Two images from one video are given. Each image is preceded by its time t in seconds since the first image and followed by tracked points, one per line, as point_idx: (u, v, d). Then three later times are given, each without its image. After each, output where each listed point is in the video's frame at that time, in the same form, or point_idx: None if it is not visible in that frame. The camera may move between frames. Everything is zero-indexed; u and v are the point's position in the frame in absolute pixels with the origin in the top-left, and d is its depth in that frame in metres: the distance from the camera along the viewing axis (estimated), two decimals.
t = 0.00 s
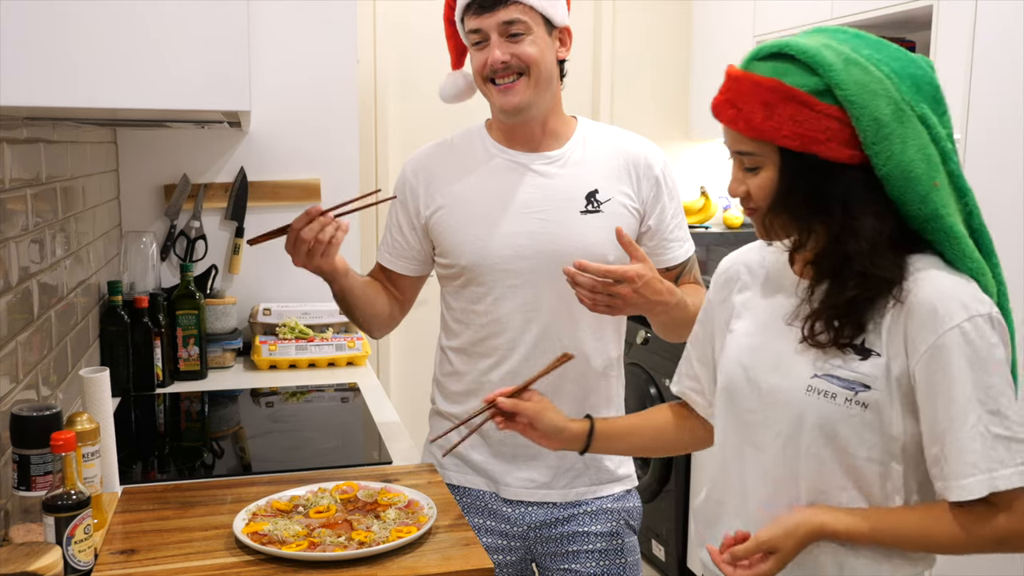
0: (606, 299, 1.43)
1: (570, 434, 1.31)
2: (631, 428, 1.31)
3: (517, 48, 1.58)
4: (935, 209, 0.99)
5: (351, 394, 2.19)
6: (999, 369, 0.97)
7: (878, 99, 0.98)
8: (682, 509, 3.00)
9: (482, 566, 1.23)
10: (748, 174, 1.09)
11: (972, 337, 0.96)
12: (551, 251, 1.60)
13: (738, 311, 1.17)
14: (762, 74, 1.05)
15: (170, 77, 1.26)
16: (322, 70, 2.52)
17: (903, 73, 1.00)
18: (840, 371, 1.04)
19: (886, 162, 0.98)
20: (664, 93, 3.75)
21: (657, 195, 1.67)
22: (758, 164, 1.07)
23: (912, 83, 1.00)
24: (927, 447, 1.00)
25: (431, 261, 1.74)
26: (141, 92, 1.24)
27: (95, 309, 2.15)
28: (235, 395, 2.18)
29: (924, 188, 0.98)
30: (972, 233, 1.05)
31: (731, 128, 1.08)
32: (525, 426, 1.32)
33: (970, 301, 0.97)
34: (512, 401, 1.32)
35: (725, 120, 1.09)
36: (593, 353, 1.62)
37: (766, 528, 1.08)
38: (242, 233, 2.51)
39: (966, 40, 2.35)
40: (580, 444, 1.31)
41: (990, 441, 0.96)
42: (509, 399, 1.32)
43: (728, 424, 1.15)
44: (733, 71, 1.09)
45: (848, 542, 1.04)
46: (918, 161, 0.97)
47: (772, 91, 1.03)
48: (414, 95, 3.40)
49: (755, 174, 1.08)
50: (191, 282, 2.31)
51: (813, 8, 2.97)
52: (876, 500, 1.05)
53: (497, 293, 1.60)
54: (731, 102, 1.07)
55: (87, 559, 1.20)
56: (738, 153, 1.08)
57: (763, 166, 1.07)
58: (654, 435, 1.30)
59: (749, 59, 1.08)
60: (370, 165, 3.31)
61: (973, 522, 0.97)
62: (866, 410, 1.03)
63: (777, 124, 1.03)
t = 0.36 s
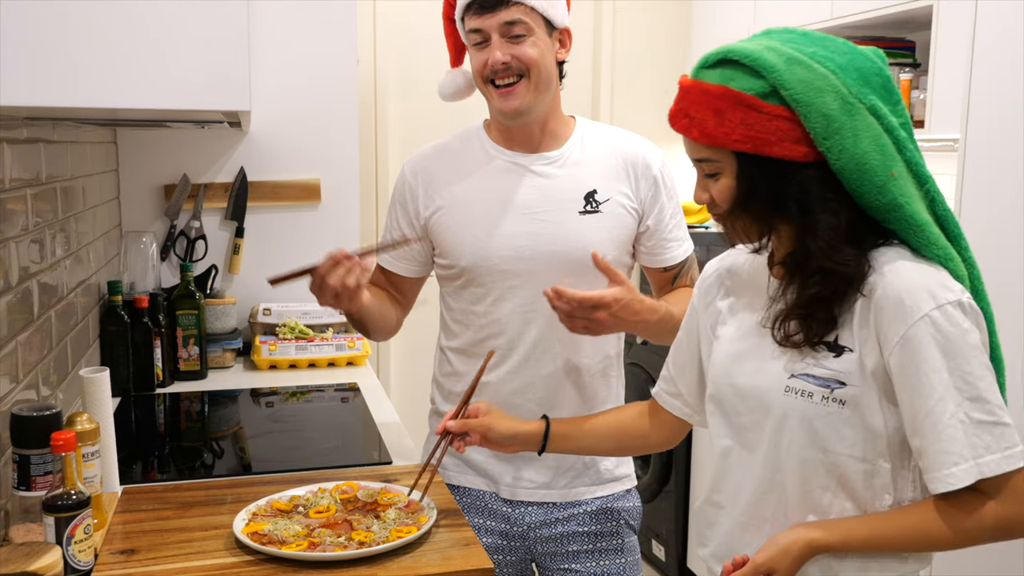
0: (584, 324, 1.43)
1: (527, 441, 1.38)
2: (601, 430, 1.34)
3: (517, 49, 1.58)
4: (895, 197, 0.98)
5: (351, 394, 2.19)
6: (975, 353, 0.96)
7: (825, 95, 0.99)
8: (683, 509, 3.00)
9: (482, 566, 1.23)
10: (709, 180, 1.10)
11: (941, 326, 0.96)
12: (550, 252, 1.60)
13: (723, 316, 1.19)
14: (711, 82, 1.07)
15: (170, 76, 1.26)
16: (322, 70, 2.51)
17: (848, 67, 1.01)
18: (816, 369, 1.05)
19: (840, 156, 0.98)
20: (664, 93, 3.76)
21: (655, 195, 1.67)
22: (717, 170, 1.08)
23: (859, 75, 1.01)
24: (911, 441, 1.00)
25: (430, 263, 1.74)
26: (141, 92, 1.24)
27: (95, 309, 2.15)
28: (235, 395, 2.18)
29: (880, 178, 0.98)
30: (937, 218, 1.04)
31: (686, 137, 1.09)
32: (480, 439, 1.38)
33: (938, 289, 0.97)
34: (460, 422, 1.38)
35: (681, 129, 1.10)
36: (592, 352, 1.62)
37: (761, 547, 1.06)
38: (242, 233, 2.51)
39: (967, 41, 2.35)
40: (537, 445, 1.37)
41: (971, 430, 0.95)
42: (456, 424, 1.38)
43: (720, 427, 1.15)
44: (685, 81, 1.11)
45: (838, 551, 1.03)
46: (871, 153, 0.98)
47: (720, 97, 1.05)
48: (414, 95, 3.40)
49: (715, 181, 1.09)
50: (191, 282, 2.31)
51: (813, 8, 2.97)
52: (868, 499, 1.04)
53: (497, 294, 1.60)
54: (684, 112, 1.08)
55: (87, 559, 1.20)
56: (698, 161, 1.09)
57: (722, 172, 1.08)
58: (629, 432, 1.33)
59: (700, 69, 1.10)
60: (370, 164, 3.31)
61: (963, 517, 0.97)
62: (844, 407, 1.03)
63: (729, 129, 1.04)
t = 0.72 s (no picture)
0: (565, 334, 1.48)
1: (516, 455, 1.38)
2: (596, 439, 1.33)
3: (524, 49, 1.58)
4: (874, 192, 0.99)
5: (351, 394, 2.19)
6: (968, 345, 0.96)
7: (795, 95, 1.00)
8: (683, 509, 3.00)
9: (482, 566, 1.23)
10: (690, 187, 1.11)
11: (931, 320, 0.96)
12: (550, 252, 1.60)
13: (714, 321, 1.19)
14: (683, 90, 1.08)
15: (170, 76, 1.26)
16: (322, 70, 2.51)
17: (818, 66, 1.02)
18: (812, 369, 1.05)
19: (815, 155, 0.99)
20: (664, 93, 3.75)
21: (655, 196, 1.67)
22: (697, 176, 1.09)
23: (830, 73, 1.01)
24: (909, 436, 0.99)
25: (431, 264, 1.74)
26: (141, 92, 1.24)
27: (95, 309, 2.15)
28: (235, 395, 2.18)
29: (858, 173, 0.98)
30: (920, 211, 1.05)
31: (662, 145, 1.10)
32: (469, 457, 1.40)
33: (927, 284, 0.97)
34: (445, 446, 1.39)
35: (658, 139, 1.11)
36: (592, 351, 1.62)
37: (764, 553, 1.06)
38: (242, 233, 2.51)
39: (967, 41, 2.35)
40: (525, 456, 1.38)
41: (968, 422, 0.95)
42: (442, 447, 1.39)
43: (718, 429, 1.15)
44: (658, 92, 1.12)
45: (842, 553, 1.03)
46: (846, 148, 0.98)
47: (693, 104, 1.06)
48: (414, 95, 3.40)
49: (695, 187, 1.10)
50: (191, 282, 2.31)
51: (813, 8, 2.97)
52: (870, 499, 1.04)
53: (497, 294, 1.60)
54: (659, 121, 1.09)
55: (87, 559, 1.20)
56: (676, 169, 1.10)
57: (701, 177, 1.09)
58: (623, 442, 1.33)
59: (672, 78, 1.11)
60: (370, 164, 3.30)
61: (962, 510, 0.96)
62: (842, 406, 1.03)
63: (704, 135, 1.05)
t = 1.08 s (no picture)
0: (574, 331, 1.47)
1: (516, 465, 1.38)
2: (595, 448, 1.32)
3: (532, 47, 1.58)
4: (878, 188, 0.99)
5: (351, 394, 2.19)
6: (973, 344, 0.96)
7: (799, 91, 1.00)
8: (683, 509, 3.00)
9: (482, 566, 1.23)
10: (693, 184, 1.10)
11: (936, 318, 0.96)
12: (550, 252, 1.60)
13: (715, 323, 1.19)
14: (687, 86, 1.08)
15: (170, 77, 1.26)
16: (321, 69, 2.51)
17: (821, 63, 1.02)
18: (817, 368, 1.05)
19: (819, 150, 0.99)
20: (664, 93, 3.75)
21: (655, 196, 1.67)
22: (700, 173, 1.09)
23: (832, 71, 1.02)
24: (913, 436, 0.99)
25: (430, 263, 1.74)
26: (141, 92, 1.24)
27: (95, 309, 2.15)
28: (235, 395, 2.18)
29: (862, 169, 0.98)
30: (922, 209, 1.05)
31: (666, 142, 1.09)
32: (468, 464, 1.40)
33: (932, 282, 0.97)
34: (443, 452, 1.40)
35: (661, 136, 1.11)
36: (592, 351, 1.62)
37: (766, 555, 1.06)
38: (242, 233, 2.51)
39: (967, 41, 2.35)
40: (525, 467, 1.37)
41: (972, 423, 0.95)
42: (442, 452, 1.40)
43: (718, 430, 1.15)
44: (661, 89, 1.12)
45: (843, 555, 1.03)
46: (850, 144, 0.98)
47: (696, 99, 1.05)
48: (414, 95, 3.40)
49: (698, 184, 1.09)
50: (191, 282, 2.31)
51: (813, 8, 2.97)
52: (873, 499, 1.04)
53: (497, 294, 1.60)
54: (663, 117, 1.09)
55: (87, 559, 1.20)
56: (680, 166, 1.10)
57: (705, 174, 1.08)
58: (624, 450, 1.31)
59: (675, 76, 1.11)
60: (370, 164, 3.30)
61: (966, 511, 0.97)
62: (846, 405, 1.03)
63: (707, 131, 1.04)
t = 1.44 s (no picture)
0: (550, 338, 1.49)
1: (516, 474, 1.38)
2: (596, 453, 1.32)
3: (535, 49, 1.58)
4: (885, 187, 0.99)
5: (351, 394, 2.19)
6: (976, 344, 0.96)
7: (809, 88, 1.00)
8: (683, 509, 3.00)
9: (482, 566, 1.23)
10: (700, 181, 1.10)
11: (940, 317, 0.96)
12: (550, 252, 1.61)
13: (718, 322, 1.18)
14: (696, 82, 1.08)
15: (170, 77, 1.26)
16: (321, 69, 2.51)
17: (831, 61, 1.02)
18: (818, 367, 1.05)
19: (828, 148, 0.99)
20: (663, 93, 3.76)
21: (654, 196, 1.67)
22: (708, 169, 1.09)
23: (842, 69, 1.02)
24: (915, 435, 0.99)
25: (430, 263, 1.74)
26: (141, 92, 1.24)
27: (95, 309, 2.15)
28: (235, 395, 2.18)
29: (869, 168, 0.98)
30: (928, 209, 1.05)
31: (674, 138, 1.09)
32: (469, 472, 1.40)
33: (936, 283, 0.97)
34: (446, 459, 1.40)
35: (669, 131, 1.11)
36: (592, 351, 1.62)
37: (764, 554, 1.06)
38: (242, 233, 2.51)
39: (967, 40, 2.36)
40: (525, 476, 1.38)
41: (972, 424, 0.95)
42: (443, 459, 1.40)
43: (718, 430, 1.15)
44: (670, 84, 1.11)
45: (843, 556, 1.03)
46: (858, 143, 0.99)
47: (706, 96, 1.05)
48: (414, 95, 3.40)
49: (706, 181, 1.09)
50: (191, 282, 2.31)
51: (813, 8, 2.97)
52: (873, 500, 1.04)
53: (496, 294, 1.61)
54: (672, 113, 1.09)
55: (87, 559, 1.20)
56: (688, 162, 1.10)
57: (712, 171, 1.08)
58: (626, 455, 1.31)
59: (683, 72, 1.11)
60: (370, 164, 3.31)
61: (966, 512, 0.97)
62: (847, 404, 1.03)
63: (716, 127, 1.04)
